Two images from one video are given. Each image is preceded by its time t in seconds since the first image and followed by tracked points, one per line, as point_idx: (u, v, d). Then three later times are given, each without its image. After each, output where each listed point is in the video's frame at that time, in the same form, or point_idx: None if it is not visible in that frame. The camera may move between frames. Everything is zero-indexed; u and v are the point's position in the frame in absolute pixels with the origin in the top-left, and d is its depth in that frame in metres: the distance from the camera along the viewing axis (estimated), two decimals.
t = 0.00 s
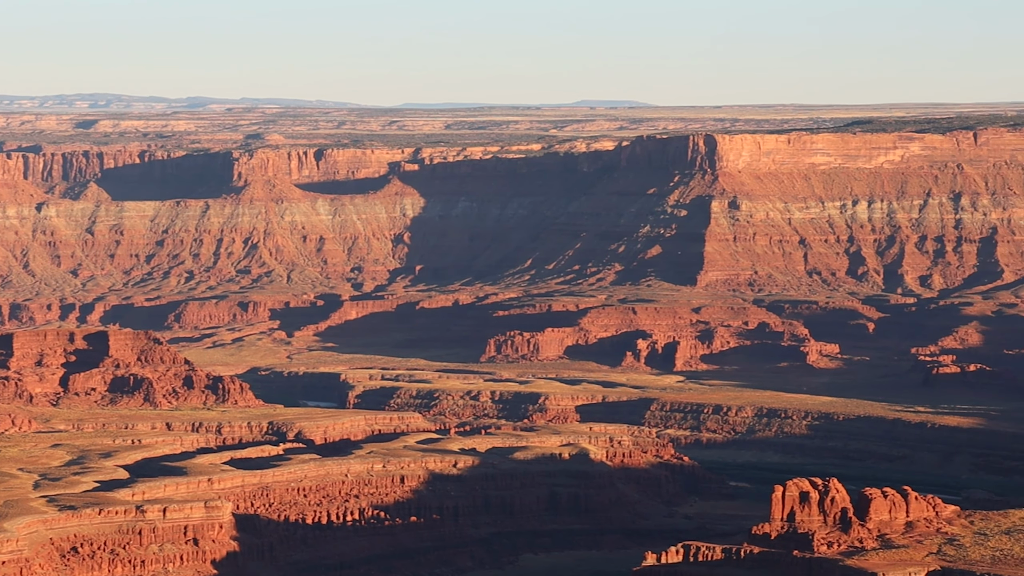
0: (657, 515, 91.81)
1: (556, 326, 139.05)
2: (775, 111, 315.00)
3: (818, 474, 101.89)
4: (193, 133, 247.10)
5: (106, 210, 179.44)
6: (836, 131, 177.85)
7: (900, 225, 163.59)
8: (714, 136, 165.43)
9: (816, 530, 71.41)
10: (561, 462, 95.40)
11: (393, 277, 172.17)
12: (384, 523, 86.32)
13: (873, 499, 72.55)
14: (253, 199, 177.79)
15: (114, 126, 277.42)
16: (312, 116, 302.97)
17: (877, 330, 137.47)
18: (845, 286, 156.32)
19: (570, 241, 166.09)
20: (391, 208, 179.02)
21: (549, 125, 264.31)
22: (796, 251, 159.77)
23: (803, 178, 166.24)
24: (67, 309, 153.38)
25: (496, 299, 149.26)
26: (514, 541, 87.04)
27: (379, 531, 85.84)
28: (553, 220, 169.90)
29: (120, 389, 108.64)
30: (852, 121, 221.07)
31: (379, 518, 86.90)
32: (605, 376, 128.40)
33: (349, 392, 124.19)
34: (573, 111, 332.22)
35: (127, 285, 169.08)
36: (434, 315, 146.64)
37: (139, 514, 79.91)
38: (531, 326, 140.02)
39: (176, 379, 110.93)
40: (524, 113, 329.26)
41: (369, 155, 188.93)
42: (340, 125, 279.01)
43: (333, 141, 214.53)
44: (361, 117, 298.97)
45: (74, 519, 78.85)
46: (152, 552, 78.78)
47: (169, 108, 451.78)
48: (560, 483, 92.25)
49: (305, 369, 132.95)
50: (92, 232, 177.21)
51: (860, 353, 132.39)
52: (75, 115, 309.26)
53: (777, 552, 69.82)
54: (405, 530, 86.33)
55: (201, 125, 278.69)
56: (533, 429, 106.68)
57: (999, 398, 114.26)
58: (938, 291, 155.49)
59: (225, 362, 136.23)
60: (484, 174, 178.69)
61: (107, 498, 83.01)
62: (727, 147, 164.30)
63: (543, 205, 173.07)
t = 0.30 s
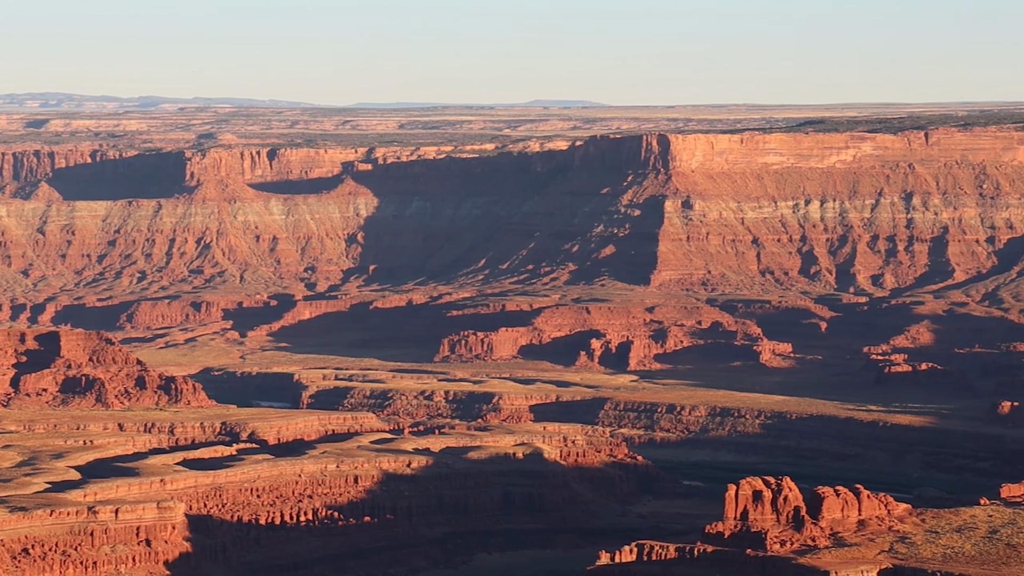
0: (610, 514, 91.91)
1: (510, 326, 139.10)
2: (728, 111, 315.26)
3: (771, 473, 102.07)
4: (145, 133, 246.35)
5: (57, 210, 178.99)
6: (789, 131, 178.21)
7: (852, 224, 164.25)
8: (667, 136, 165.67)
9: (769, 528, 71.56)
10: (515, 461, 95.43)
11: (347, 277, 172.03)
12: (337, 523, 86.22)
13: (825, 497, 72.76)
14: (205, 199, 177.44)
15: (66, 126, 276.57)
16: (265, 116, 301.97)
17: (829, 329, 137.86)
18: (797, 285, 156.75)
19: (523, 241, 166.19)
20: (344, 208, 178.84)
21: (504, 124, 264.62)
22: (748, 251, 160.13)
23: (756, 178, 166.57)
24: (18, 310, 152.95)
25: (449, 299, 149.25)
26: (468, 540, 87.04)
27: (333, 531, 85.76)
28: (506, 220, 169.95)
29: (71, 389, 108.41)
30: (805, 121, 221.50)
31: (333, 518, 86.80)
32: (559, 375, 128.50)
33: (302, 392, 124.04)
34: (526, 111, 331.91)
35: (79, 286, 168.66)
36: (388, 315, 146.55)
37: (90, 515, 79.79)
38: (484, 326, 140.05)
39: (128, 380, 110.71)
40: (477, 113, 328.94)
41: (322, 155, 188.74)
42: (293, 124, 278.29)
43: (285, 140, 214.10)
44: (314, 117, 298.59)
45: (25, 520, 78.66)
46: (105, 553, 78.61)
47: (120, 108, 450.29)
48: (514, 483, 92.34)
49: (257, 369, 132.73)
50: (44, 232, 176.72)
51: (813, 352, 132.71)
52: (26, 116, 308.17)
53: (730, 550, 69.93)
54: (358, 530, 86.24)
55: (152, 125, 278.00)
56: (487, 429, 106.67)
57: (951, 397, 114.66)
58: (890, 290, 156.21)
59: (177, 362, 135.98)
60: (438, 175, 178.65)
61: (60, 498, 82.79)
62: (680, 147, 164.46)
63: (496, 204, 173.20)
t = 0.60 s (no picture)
0: (562, 514, 91.91)
1: (462, 326, 139.05)
2: (677, 111, 315.67)
3: (722, 472, 102.23)
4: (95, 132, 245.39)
5: (6, 210, 178.37)
6: (740, 130, 178.52)
7: (802, 224, 164.88)
8: (618, 136, 165.85)
9: (720, 527, 71.66)
10: (467, 461, 95.36)
11: (298, 277, 171.75)
12: (288, 524, 86.02)
13: (776, 497, 72.87)
14: (155, 199, 176.94)
15: (14, 126, 275.51)
16: (215, 116, 301.10)
17: (780, 329, 138.10)
18: (748, 285, 156.99)
19: (475, 240, 166.18)
20: (296, 208, 178.54)
21: (455, 125, 264.65)
22: (700, 250, 160.46)
23: (707, 178, 166.73)
24: None
25: (401, 299, 149.15)
26: (420, 540, 86.93)
27: (285, 531, 85.54)
28: (458, 219, 169.90)
29: (20, 390, 108.01)
30: (755, 121, 222.10)
31: (284, 518, 86.57)
32: (510, 375, 128.48)
33: (254, 392, 123.75)
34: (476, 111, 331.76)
35: (28, 286, 168.06)
36: (339, 315, 146.34)
37: (40, 517, 79.55)
38: (436, 326, 139.97)
39: (78, 381, 110.37)
40: (427, 112, 328.56)
41: (273, 155, 188.42)
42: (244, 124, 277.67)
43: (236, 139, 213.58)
44: (265, 117, 297.98)
45: None
46: (55, 555, 78.35)
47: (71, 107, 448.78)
48: (466, 483, 92.27)
49: (208, 369, 132.37)
50: None
51: (764, 351, 132.91)
52: None
53: (681, 549, 69.97)
54: (309, 530, 86.06)
55: (102, 125, 277.05)
56: (439, 429, 106.56)
57: (901, 396, 115.05)
58: (839, 290, 156.70)
59: (127, 362, 135.56)
60: (389, 175, 178.52)
61: (9, 500, 82.48)
62: (631, 147, 164.61)
63: (447, 204, 173.13)
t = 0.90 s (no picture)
0: (518, 514, 91.86)
1: (418, 326, 138.95)
2: (634, 111, 316.12)
3: (678, 471, 102.34)
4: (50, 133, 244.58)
5: None
6: (695, 130, 178.78)
7: (758, 224, 165.24)
8: (575, 136, 165.95)
9: (676, 527, 71.72)
10: (423, 461, 95.28)
11: (253, 277, 171.42)
12: (243, 525, 85.79)
13: (731, 496, 72.94)
14: (110, 199, 176.39)
15: None
16: (170, 116, 300.43)
17: (735, 328, 138.31)
18: (703, 285, 157.20)
19: (431, 240, 166.14)
20: (251, 208, 178.16)
21: (412, 125, 264.49)
22: (655, 251, 160.70)
23: (663, 178, 166.82)
24: None
25: (357, 299, 149.08)
26: (375, 541, 86.81)
27: (240, 532, 85.34)
28: (414, 220, 169.84)
29: None
30: (710, 121, 222.52)
31: (240, 519, 86.34)
32: (467, 375, 128.45)
33: (209, 392, 123.46)
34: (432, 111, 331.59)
35: None
36: (295, 315, 146.10)
37: None
38: (392, 327, 139.85)
39: (32, 382, 110.01)
40: (383, 112, 328.21)
41: (228, 155, 188.09)
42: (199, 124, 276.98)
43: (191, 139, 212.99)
44: (220, 117, 297.36)
45: None
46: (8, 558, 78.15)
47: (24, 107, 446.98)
48: (422, 483, 92.20)
49: (164, 370, 132.05)
50: None
51: (720, 351, 133.07)
52: None
53: (637, 549, 69.99)
54: (264, 532, 85.87)
55: (56, 125, 276.09)
56: (395, 429, 106.46)
57: (856, 395, 115.34)
58: (795, 290, 156.96)
59: (82, 364, 135.15)
60: (345, 175, 178.35)
61: None
62: (587, 147, 164.74)
63: (404, 204, 173.05)
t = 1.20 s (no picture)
0: (478, 514, 91.80)
1: (377, 326, 138.82)
2: (593, 111, 316.59)
3: (637, 471, 102.39)
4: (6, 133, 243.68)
5: None
6: (653, 131, 179.05)
7: (716, 224, 165.39)
8: (533, 136, 166.08)
9: (635, 526, 71.73)
10: (382, 462, 95.16)
11: (212, 278, 171.10)
12: (202, 526, 85.60)
13: (690, 496, 73.00)
14: (67, 199, 175.91)
15: None
16: (128, 116, 299.68)
17: (694, 328, 138.46)
18: (662, 285, 157.38)
19: (390, 240, 166.07)
20: (209, 208, 177.63)
21: (370, 125, 264.43)
22: (614, 251, 160.82)
23: (622, 178, 166.90)
24: None
25: (315, 299, 148.90)
26: (335, 542, 86.66)
27: (198, 533, 85.14)
28: (373, 220, 169.79)
29: None
30: (669, 121, 222.89)
31: (198, 520, 86.13)
32: (426, 375, 128.38)
33: (168, 393, 123.13)
34: (392, 111, 331.39)
35: None
36: (254, 316, 145.82)
37: None
38: (350, 327, 139.67)
39: None
40: (342, 112, 327.76)
41: (186, 155, 187.67)
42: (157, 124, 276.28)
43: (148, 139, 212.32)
44: (177, 117, 296.80)
45: None
46: None
47: None
48: (382, 483, 92.10)
49: (121, 371, 131.67)
50: None
51: (679, 351, 133.16)
52: None
53: (597, 549, 70.01)
54: (223, 532, 85.67)
55: (13, 125, 275.19)
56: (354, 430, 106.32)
57: (814, 395, 115.53)
58: (754, 289, 157.15)
59: (39, 365, 134.70)
60: (304, 175, 178.19)
61: None
62: (546, 147, 164.89)
63: (362, 204, 172.95)
